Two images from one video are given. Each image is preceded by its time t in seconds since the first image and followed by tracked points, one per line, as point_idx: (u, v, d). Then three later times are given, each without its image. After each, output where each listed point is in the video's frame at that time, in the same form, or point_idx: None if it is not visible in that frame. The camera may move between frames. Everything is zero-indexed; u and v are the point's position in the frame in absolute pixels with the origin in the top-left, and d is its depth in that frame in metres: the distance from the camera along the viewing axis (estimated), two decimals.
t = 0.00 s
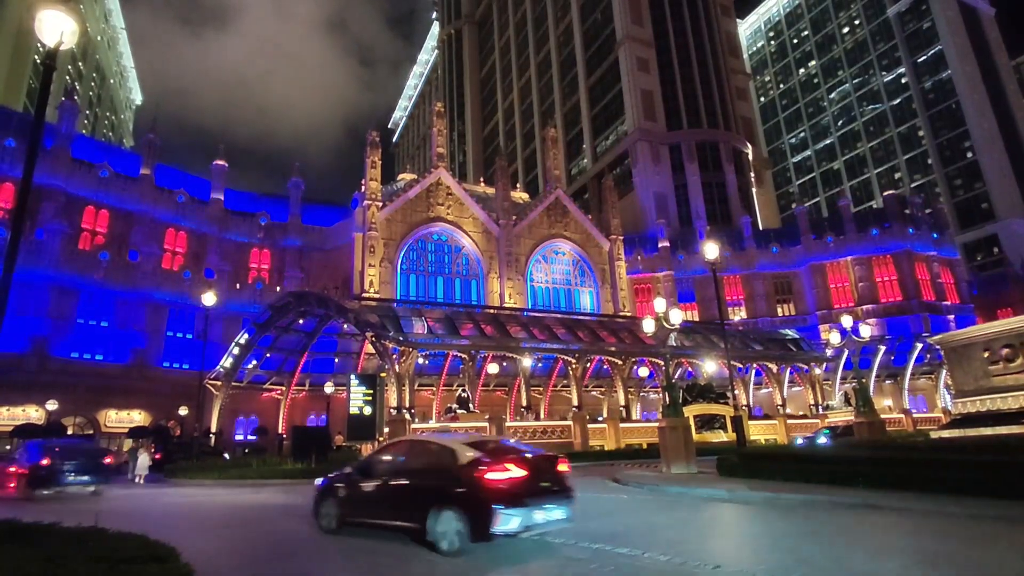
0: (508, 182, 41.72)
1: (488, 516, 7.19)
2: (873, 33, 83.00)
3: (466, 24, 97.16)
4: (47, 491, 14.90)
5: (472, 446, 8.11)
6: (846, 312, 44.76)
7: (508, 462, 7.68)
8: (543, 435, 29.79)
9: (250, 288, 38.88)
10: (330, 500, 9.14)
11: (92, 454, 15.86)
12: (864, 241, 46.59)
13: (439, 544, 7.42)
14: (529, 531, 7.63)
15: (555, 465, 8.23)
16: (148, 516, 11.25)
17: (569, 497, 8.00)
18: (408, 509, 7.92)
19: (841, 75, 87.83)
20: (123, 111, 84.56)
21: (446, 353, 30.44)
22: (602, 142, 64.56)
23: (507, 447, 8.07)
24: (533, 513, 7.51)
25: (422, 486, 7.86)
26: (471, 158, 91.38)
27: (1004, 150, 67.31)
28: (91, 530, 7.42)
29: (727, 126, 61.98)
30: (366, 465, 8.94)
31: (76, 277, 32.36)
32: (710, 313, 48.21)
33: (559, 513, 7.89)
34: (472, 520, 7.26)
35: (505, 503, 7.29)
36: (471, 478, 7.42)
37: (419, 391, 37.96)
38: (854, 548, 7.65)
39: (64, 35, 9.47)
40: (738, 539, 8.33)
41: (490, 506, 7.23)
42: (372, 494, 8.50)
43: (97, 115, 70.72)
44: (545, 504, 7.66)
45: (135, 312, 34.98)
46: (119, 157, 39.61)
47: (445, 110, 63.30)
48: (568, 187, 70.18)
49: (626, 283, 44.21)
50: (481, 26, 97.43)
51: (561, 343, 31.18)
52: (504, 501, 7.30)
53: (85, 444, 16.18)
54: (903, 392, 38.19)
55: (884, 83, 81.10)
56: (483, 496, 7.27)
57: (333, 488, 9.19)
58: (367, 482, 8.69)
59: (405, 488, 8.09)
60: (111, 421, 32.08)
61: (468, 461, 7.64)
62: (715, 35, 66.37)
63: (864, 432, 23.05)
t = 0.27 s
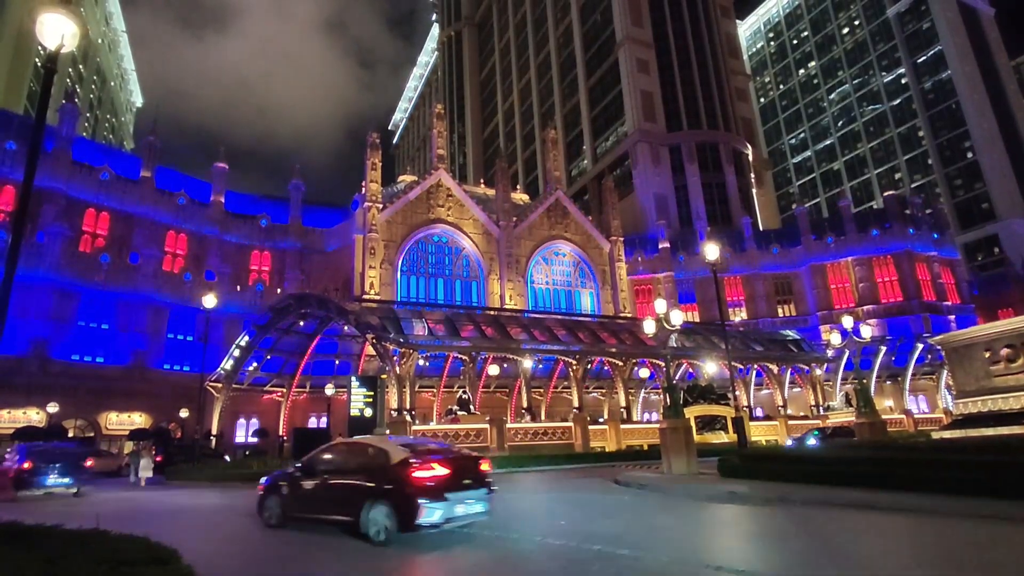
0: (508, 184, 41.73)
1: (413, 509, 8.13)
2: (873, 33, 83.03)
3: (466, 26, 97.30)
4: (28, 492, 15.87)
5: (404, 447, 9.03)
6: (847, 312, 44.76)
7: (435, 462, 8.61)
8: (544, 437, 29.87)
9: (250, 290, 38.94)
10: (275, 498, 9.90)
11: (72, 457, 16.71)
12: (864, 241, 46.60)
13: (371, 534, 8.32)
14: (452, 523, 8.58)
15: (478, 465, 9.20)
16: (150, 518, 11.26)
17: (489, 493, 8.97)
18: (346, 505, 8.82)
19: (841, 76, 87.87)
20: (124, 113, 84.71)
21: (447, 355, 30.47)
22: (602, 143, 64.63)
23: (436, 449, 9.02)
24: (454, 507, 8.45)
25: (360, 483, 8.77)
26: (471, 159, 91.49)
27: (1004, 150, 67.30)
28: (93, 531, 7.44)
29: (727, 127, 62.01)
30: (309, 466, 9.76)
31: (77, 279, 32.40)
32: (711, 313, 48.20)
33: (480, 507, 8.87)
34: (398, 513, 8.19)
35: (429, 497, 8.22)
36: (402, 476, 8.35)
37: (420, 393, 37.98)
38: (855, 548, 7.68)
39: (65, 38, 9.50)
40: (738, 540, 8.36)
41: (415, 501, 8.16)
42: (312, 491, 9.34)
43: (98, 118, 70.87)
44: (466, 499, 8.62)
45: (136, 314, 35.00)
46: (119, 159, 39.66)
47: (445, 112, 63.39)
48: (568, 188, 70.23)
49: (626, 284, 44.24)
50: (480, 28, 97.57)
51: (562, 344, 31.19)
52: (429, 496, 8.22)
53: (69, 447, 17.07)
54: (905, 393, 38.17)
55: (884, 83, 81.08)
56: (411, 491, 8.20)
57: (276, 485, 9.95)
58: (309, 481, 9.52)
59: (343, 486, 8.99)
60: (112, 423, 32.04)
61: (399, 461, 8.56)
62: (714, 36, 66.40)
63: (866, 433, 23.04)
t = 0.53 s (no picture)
0: (509, 185, 41.76)
1: (346, 505, 8.87)
2: (873, 34, 83.11)
3: (466, 28, 97.48)
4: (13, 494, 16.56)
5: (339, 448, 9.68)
6: (848, 313, 44.74)
7: (367, 462, 9.29)
8: (545, 439, 29.98)
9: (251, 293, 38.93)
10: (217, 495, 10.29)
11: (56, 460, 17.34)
12: (864, 242, 46.59)
13: (307, 529, 9.00)
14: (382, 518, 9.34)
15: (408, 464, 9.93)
16: (151, 520, 11.27)
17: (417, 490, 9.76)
18: (284, 502, 9.41)
19: (840, 77, 87.94)
20: (124, 116, 84.91)
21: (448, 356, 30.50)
22: (602, 145, 64.77)
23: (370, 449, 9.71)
24: (384, 503, 9.20)
25: (297, 482, 9.36)
26: (471, 161, 91.67)
27: (1004, 150, 67.29)
28: (93, 534, 7.43)
29: (727, 127, 62.07)
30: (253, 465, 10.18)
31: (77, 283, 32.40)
32: (712, 314, 48.19)
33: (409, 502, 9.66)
34: (334, 510, 8.91)
35: (361, 495, 8.96)
36: (337, 475, 9.03)
37: (421, 395, 38.02)
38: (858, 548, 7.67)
39: (66, 41, 9.50)
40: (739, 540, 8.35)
41: (349, 499, 8.90)
42: (255, 490, 9.80)
43: (99, 121, 70.97)
44: (395, 495, 9.39)
45: (137, 317, 34.97)
46: (119, 162, 39.71)
47: (445, 114, 63.53)
48: (568, 190, 70.33)
49: (627, 285, 44.24)
50: (480, 30, 97.71)
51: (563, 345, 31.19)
52: (361, 493, 8.96)
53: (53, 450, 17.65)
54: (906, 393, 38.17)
55: (884, 84, 81.17)
56: (345, 490, 8.90)
57: (221, 486, 10.29)
58: (251, 481, 9.95)
59: (283, 484, 9.53)
60: (112, 426, 32.03)
61: (336, 462, 9.22)
62: (714, 37, 66.46)
63: (867, 434, 23.01)
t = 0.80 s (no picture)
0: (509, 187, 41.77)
1: (288, 503, 9.86)
2: (872, 35, 83.14)
3: (466, 30, 97.61)
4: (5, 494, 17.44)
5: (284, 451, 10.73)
6: (848, 314, 44.72)
7: (308, 463, 10.32)
8: (546, 441, 29.97)
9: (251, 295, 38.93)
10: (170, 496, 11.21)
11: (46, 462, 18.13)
12: (864, 243, 46.63)
13: (251, 523, 10.01)
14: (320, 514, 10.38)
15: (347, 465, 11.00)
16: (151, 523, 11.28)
17: (355, 489, 10.83)
18: (232, 500, 10.39)
19: (840, 77, 87.96)
20: (125, 119, 85.04)
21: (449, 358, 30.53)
22: (602, 146, 64.85)
23: (310, 451, 10.75)
24: (324, 501, 10.26)
25: (243, 482, 10.34)
26: (471, 163, 91.74)
27: (1005, 150, 67.29)
28: (92, 538, 7.43)
29: (727, 128, 62.10)
30: (207, 467, 11.15)
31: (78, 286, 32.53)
32: (713, 316, 48.19)
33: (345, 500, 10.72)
34: (277, 507, 9.89)
35: (302, 491, 9.99)
36: (280, 475, 10.04)
37: (422, 397, 38.03)
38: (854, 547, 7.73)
39: (67, 45, 9.53)
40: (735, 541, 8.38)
41: (290, 496, 9.89)
42: (206, 490, 10.80)
43: (99, 124, 71.00)
44: (333, 494, 10.43)
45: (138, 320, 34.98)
46: (120, 165, 39.84)
47: (445, 116, 63.53)
48: (568, 191, 70.37)
49: (627, 286, 44.24)
50: (480, 32, 97.78)
51: (563, 347, 31.20)
52: (302, 491, 9.99)
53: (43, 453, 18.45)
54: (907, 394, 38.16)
55: (884, 84, 81.20)
56: (288, 490, 9.90)
57: (176, 487, 11.27)
58: (202, 482, 10.95)
59: (231, 485, 10.51)
60: (113, 429, 31.99)
61: (280, 463, 10.23)
62: (714, 38, 66.45)
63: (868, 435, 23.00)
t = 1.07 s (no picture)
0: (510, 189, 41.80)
1: (238, 502, 10.54)
2: (872, 35, 83.15)
3: (466, 32, 97.76)
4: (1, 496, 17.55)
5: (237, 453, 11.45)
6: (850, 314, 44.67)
7: (258, 465, 11.04)
8: (548, 442, 29.98)
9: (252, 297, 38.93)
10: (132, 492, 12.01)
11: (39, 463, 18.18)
12: (865, 243, 46.57)
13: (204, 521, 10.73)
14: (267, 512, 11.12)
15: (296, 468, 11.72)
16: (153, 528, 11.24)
17: (303, 489, 11.58)
18: (188, 499, 11.12)
19: (840, 78, 87.98)
20: (126, 122, 85.24)
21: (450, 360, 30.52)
22: (602, 148, 64.94)
23: (263, 454, 11.49)
24: (272, 500, 10.98)
25: (199, 479, 11.09)
26: (472, 165, 91.85)
27: (1006, 149, 67.23)
28: (96, 541, 7.39)
29: (727, 129, 62.11)
30: (166, 468, 11.91)
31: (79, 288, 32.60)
32: (714, 316, 48.18)
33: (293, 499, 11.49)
34: (226, 506, 10.59)
35: (252, 492, 10.70)
36: (230, 477, 10.75)
37: (423, 399, 38.02)
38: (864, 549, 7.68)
39: (68, 48, 9.54)
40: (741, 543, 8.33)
41: (239, 496, 10.59)
42: (164, 490, 11.54)
43: (100, 127, 71.14)
44: (281, 494, 11.14)
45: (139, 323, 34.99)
46: (121, 167, 39.90)
47: (445, 118, 63.54)
48: (569, 193, 70.42)
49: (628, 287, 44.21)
50: (480, 34, 97.89)
51: (565, 348, 31.22)
52: (252, 491, 10.70)
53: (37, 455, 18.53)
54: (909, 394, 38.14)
55: (884, 85, 81.18)
56: (238, 488, 10.62)
57: (137, 488, 12.01)
58: (161, 483, 11.69)
59: (188, 480, 11.28)
60: (114, 432, 31.99)
61: (231, 466, 10.95)
62: (714, 39, 66.47)
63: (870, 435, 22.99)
